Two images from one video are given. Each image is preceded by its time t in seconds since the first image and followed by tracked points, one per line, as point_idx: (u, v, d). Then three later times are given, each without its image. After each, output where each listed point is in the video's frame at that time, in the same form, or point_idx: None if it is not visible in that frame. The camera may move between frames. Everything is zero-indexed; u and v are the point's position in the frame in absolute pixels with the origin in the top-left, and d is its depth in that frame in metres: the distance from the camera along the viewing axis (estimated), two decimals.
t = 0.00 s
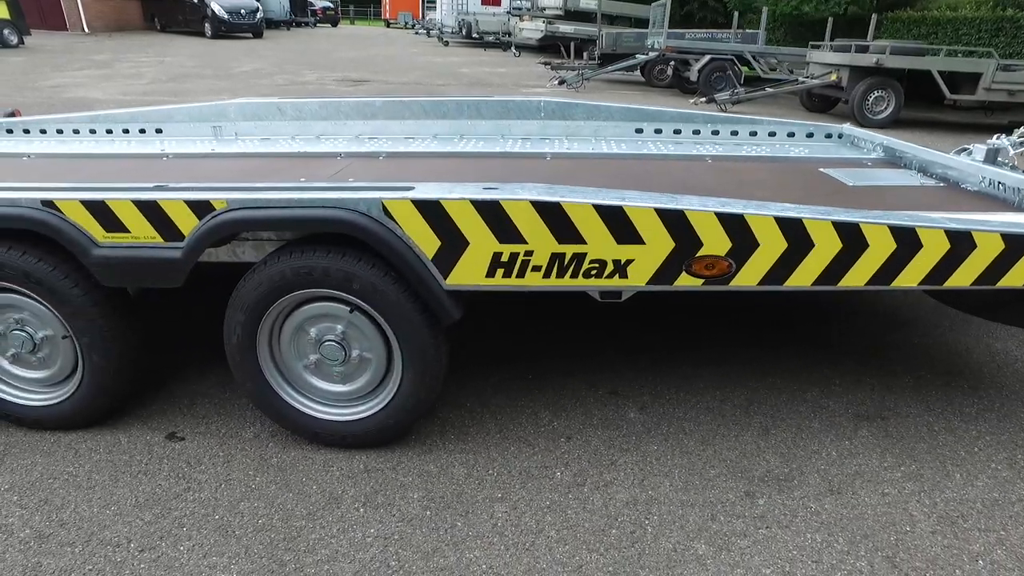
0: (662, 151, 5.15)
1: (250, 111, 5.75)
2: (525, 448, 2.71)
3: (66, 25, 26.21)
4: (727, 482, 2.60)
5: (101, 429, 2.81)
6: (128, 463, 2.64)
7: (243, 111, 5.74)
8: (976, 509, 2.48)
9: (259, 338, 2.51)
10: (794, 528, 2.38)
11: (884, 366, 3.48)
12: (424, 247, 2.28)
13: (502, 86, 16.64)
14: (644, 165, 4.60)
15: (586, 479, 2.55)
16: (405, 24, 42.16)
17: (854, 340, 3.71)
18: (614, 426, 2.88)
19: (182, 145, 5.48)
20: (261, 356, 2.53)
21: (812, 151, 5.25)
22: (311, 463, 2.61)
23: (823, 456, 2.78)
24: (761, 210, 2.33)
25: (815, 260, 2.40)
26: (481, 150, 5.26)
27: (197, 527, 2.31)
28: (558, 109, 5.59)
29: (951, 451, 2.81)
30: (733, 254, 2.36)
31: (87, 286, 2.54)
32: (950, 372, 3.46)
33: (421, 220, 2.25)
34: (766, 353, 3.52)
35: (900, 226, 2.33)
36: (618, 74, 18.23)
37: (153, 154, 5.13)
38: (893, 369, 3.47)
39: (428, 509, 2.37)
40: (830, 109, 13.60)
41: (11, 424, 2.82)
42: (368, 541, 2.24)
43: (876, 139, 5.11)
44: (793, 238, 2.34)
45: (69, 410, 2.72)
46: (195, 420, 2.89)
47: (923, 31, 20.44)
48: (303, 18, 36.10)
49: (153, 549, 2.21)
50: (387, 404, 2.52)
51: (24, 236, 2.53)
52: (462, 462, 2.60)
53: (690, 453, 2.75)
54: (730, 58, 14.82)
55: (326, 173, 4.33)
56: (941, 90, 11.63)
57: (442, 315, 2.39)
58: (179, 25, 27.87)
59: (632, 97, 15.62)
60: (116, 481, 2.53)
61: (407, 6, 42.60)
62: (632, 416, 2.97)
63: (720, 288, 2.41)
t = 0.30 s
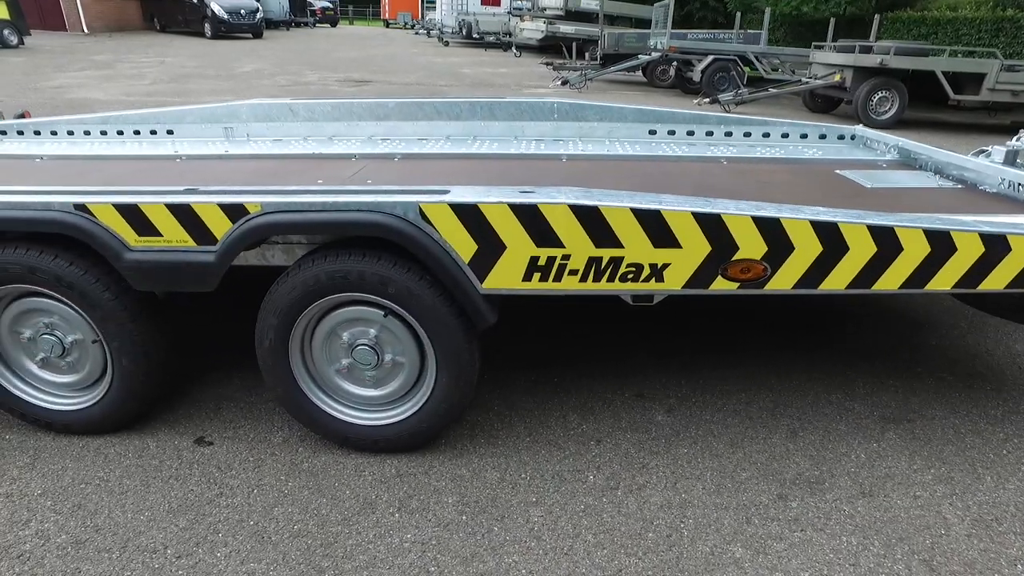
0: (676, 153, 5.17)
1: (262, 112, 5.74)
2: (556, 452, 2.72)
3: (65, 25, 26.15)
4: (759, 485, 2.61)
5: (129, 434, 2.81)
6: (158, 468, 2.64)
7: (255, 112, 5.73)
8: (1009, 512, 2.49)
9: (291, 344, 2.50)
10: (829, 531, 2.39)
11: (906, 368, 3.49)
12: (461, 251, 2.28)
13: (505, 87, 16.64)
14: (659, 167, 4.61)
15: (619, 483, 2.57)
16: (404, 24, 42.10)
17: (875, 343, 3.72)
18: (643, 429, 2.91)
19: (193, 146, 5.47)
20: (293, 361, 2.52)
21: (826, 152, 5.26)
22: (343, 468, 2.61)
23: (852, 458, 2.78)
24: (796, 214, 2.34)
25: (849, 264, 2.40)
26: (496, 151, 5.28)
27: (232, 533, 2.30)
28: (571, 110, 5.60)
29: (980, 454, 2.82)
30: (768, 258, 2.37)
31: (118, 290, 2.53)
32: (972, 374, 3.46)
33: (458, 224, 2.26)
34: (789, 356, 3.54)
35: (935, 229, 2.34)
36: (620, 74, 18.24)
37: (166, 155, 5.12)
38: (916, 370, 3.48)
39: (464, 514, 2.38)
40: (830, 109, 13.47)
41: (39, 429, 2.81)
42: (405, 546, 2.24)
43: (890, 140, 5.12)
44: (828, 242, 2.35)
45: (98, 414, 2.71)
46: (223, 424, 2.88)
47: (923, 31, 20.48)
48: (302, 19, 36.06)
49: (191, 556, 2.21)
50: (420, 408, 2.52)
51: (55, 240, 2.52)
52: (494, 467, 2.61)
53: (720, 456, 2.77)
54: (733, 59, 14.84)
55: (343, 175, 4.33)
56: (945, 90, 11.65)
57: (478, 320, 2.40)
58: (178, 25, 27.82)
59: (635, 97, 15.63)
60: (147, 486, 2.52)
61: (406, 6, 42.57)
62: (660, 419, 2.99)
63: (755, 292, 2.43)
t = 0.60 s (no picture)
0: (690, 154, 5.19)
1: (273, 113, 5.74)
2: (586, 453, 2.73)
3: (63, 25, 26.07)
4: (790, 485, 2.62)
5: (157, 438, 2.80)
6: (188, 471, 2.63)
7: (266, 113, 5.72)
8: None
9: (323, 348, 2.49)
10: (863, 531, 2.40)
11: (926, 368, 3.51)
12: (497, 254, 2.29)
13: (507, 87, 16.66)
14: (674, 169, 4.62)
15: (652, 484, 2.59)
16: (402, 24, 42.06)
17: (894, 343, 3.74)
18: (671, 430, 2.93)
19: (205, 147, 5.46)
20: (325, 364, 2.51)
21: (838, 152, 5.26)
22: (375, 471, 2.61)
23: (880, 458, 2.80)
24: (829, 217, 2.36)
25: (882, 266, 2.41)
26: (510, 153, 5.30)
27: (268, 537, 2.30)
28: (584, 112, 5.63)
29: (1007, 454, 2.83)
30: (802, 261, 2.38)
31: (149, 294, 2.52)
32: (993, 374, 3.48)
33: (495, 227, 2.26)
34: (809, 356, 3.55)
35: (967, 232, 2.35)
36: (621, 74, 18.29)
37: (179, 157, 5.11)
38: (936, 371, 3.49)
39: (499, 517, 2.39)
40: (833, 109, 13.49)
41: (67, 432, 2.81)
42: (444, 549, 2.24)
43: (903, 141, 5.12)
44: (861, 244, 2.37)
45: (127, 418, 2.70)
46: (251, 427, 2.88)
47: (923, 31, 20.55)
48: (300, 19, 36.03)
49: (229, 560, 2.20)
50: (453, 411, 2.53)
51: (85, 244, 2.52)
52: (526, 469, 2.63)
53: (749, 456, 2.79)
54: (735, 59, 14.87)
55: (360, 177, 4.33)
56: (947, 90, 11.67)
57: (513, 322, 2.41)
58: (177, 25, 27.77)
59: (637, 97, 15.66)
60: (179, 490, 2.52)
61: (404, 6, 42.54)
62: (686, 419, 3.02)
63: (788, 294, 2.44)
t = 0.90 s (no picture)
0: (704, 153, 5.23)
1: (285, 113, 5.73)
2: (621, 450, 2.77)
3: (57, 25, 25.93)
4: (823, 480, 2.65)
5: (192, 438, 2.80)
6: (225, 472, 2.63)
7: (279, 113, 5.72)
8: None
9: (363, 348, 2.50)
10: (899, 525, 2.43)
11: (947, 364, 3.55)
12: (540, 253, 2.32)
13: (507, 87, 16.68)
14: (690, 169, 4.66)
15: (687, 480, 2.63)
16: (398, 24, 41.99)
17: (914, 340, 3.77)
18: (701, 427, 2.96)
19: (218, 147, 5.46)
20: (364, 364, 2.52)
21: (850, 151, 5.29)
22: (412, 470, 2.63)
23: (909, 454, 2.83)
24: (865, 216, 2.39)
25: (917, 264, 2.45)
26: (525, 152, 5.33)
27: (312, 537, 2.31)
28: (596, 112, 5.66)
29: None
30: (839, 258, 2.41)
31: (186, 294, 2.52)
32: (1014, 371, 3.51)
33: (538, 226, 2.29)
34: (831, 353, 3.59)
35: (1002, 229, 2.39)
36: (620, 74, 18.34)
37: (193, 157, 5.10)
38: (958, 367, 3.53)
39: (540, 514, 2.42)
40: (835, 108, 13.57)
41: (101, 433, 2.82)
42: (488, 547, 2.27)
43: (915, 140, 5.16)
44: (897, 243, 2.40)
45: (162, 418, 2.71)
46: (284, 428, 2.88)
47: (918, 30, 20.68)
48: (296, 19, 35.95)
49: (275, 560, 2.21)
50: (491, 409, 2.55)
51: (123, 244, 2.52)
52: (563, 466, 2.66)
53: (781, 452, 2.81)
54: (735, 59, 14.93)
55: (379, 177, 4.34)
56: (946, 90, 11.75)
57: (553, 321, 2.44)
58: (172, 25, 27.66)
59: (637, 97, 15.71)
60: (218, 490, 2.52)
61: (400, 6, 42.51)
62: (716, 416, 3.04)
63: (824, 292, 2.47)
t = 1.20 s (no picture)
0: (710, 154, 5.31)
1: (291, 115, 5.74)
2: (647, 446, 2.84)
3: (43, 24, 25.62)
4: (846, 473, 2.72)
5: (223, 441, 2.82)
6: (259, 474, 2.65)
7: (285, 116, 5.72)
8: None
9: (398, 348, 2.54)
10: (922, 515, 2.51)
11: (955, 359, 3.64)
12: (576, 255, 2.39)
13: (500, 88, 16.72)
14: (699, 170, 4.73)
15: (715, 474, 2.70)
16: (387, 24, 41.87)
17: (922, 336, 3.87)
18: (724, 423, 3.03)
19: (226, 150, 5.45)
20: (399, 365, 2.56)
21: (851, 151, 5.40)
22: (446, 469, 2.67)
23: (927, 446, 2.90)
24: (889, 216, 2.47)
25: (937, 263, 2.53)
26: (533, 154, 5.38)
27: (353, 536, 2.34)
28: (602, 113, 5.72)
29: None
30: (863, 258, 2.49)
31: (221, 297, 2.54)
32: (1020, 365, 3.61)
33: (575, 228, 2.36)
34: (843, 350, 3.67)
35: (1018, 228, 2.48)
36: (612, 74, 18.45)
37: (202, 160, 5.09)
38: (966, 362, 3.61)
39: (575, 510, 2.47)
40: (824, 108, 13.73)
41: (132, 436, 2.83)
42: (528, 543, 2.32)
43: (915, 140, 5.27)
44: (920, 243, 2.48)
45: (195, 421, 2.72)
46: (314, 429, 2.90)
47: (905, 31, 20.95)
48: (284, 19, 35.76)
49: (318, 559, 2.24)
50: (524, 408, 2.61)
51: (157, 248, 2.54)
52: (593, 463, 2.72)
53: (803, 447, 2.88)
54: (727, 59, 15.07)
55: (393, 179, 4.37)
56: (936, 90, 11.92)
57: (585, 321, 2.50)
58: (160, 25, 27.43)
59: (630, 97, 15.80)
60: (254, 492, 2.54)
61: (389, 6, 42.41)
62: (737, 413, 3.11)
63: (848, 291, 2.55)
